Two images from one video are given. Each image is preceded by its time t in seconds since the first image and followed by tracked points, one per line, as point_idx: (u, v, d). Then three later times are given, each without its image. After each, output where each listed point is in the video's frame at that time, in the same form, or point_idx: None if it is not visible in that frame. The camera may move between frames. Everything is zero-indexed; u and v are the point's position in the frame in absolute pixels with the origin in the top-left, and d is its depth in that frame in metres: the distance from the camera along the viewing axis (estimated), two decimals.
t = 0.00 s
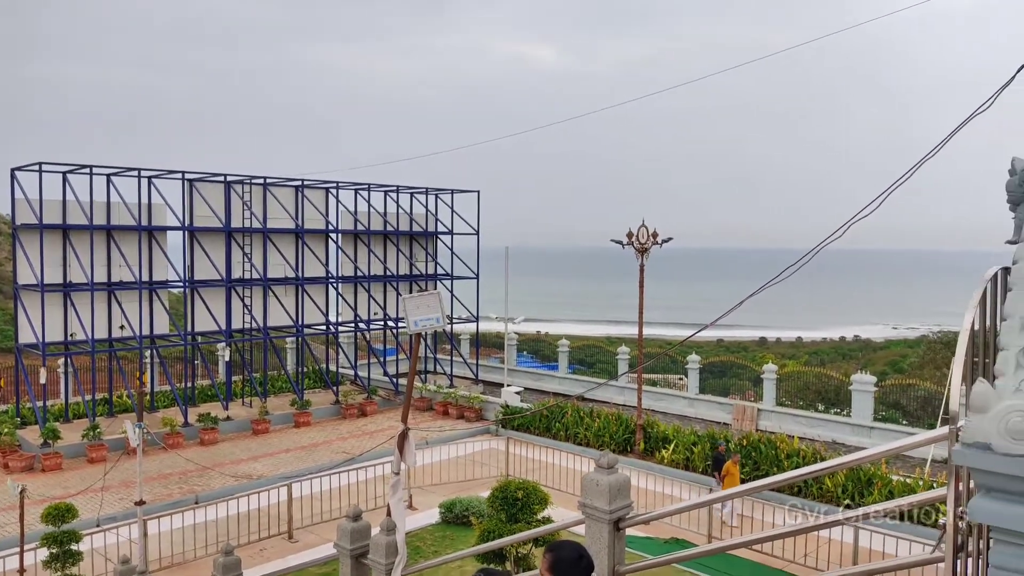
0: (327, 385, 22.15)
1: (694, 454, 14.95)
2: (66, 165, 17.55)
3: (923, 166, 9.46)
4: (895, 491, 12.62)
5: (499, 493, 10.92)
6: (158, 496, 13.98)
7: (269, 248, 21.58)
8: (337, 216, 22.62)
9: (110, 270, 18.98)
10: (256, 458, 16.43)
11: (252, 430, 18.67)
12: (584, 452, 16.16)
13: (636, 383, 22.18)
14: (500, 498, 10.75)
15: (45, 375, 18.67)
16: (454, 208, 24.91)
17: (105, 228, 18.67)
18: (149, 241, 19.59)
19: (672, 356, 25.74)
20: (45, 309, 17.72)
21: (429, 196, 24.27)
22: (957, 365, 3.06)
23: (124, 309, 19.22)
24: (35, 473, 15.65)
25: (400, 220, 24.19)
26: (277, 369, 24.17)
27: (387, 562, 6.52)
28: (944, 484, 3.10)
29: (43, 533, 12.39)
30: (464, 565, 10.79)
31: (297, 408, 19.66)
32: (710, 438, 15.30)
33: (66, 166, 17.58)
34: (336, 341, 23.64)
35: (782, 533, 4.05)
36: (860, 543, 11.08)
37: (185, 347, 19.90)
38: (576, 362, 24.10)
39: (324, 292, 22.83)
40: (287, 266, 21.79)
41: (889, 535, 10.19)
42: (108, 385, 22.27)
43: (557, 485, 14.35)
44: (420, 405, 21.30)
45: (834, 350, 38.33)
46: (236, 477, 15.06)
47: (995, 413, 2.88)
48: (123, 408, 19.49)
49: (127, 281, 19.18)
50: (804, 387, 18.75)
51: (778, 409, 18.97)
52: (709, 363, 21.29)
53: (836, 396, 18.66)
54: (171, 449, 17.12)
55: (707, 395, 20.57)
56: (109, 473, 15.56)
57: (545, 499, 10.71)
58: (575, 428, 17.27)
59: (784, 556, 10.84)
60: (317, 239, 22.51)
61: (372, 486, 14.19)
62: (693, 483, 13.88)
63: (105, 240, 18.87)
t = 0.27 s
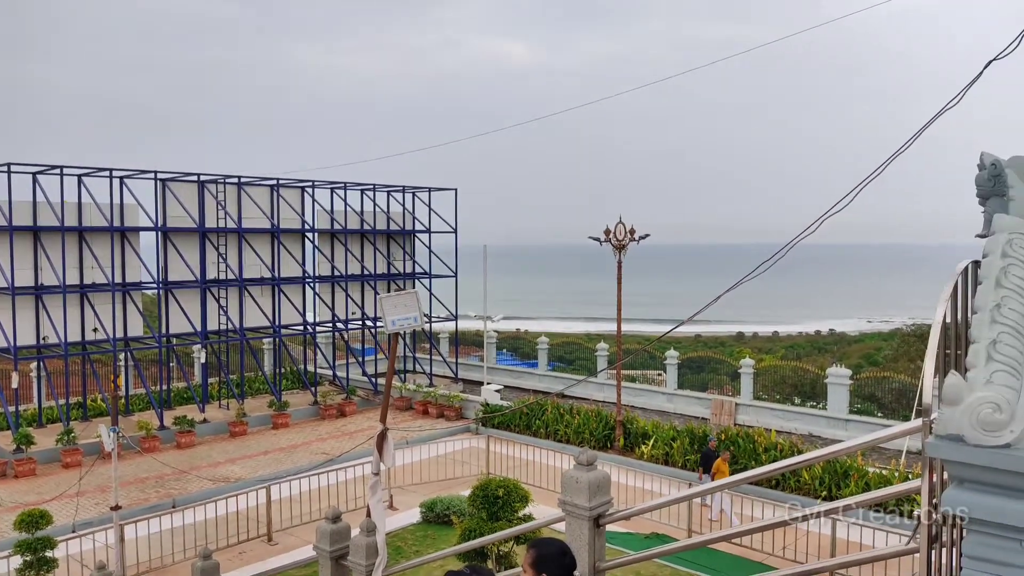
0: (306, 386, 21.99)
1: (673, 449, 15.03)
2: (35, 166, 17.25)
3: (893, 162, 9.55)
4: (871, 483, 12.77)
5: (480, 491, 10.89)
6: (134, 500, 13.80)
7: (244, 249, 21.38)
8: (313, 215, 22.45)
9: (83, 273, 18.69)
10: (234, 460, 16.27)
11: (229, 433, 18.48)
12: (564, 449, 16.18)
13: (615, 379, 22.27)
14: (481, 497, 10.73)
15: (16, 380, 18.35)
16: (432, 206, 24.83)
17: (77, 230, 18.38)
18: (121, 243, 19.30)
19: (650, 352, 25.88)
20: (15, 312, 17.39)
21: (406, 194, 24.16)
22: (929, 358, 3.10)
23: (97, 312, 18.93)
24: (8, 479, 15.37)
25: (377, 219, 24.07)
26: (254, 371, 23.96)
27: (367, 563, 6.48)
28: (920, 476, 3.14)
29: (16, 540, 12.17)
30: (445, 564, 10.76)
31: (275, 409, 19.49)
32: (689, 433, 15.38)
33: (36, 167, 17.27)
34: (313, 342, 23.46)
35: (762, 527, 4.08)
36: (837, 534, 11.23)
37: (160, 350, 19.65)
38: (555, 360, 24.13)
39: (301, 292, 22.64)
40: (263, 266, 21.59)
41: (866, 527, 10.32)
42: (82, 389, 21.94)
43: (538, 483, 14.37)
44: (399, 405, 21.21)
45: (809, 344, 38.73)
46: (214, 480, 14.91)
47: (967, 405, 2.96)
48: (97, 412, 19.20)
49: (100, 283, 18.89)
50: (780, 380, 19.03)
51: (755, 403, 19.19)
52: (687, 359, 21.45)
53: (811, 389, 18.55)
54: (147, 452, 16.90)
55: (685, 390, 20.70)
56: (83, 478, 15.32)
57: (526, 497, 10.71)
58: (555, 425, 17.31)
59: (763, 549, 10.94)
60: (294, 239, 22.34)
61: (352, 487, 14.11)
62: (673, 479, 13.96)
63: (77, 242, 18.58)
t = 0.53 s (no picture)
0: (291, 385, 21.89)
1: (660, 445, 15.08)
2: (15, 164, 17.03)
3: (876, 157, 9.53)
4: (855, 477, 12.88)
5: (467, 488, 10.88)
6: (118, 501, 13.68)
7: (228, 247, 21.24)
8: (298, 213, 22.33)
9: (65, 272, 18.49)
10: (219, 460, 16.16)
11: (214, 433, 18.35)
12: (550, 446, 16.21)
13: (601, 376, 22.34)
14: (468, 494, 10.72)
15: None
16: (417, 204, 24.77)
17: (59, 229, 18.18)
18: (103, 242, 19.10)
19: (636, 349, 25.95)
20: None
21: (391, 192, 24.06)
22: (911, 354, 3.12)
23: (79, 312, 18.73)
24: None
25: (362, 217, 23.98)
26: (239, 370, 23.81)
27: (354, 562, 6.45)
28: (903, 471, 3.16)
29: None
30: (432, 562, 10.73)
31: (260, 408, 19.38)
32: (675, 429, 15.45)
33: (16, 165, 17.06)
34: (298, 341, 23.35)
35: (747, 522, 4.10)
36: (821, 529, 11.34)
37: (143, 350, 19.47)
38: (542, 357, 24.15)
39: (286, 291, 22.51)
40: (248, 265, 21.45)
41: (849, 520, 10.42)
42: (64, 390, 21.72)
43: (525, 480, 14.39)
44: (386, 404, 21.15)
45: (794, 340, 38.98)
46: (199, 480, 14.80)
47: (949, 401, 2.97)
48: (80, 413, 19.02)
49: (82, 282, 18.70)
50: (765, 376, 19.11)
51: (740, 399, 19.29)
52: (673, 355, 21.53)
53: (796, 385, 18.83)
54: (131, 453, 16.75)
55: (671, 387, 20.80)
56: (66, 479, 15.17)
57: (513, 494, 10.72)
58: (542, 423, 17.33)
59: (748, 544, 11.02)
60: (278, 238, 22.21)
61: (338, 486, 14.05)
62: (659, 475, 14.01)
63: (58, 241, 18.38)
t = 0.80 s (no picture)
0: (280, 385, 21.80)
1: (649, 444, 15.11)
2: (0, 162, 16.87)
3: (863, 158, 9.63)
4: (843, 475, 12.96)
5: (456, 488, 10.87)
6: (106, 502, 13.58)
7: (216, 247, 21.12)
8: (286, 213, 22.23)
9: (51, 271, 18.34)
10: (207, 461, 16.08)
11: (202, 433, 18.25)
12: (540, 445, 16.21)
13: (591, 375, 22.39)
14: (457, 494, 10.71)
15: None
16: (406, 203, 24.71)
17: (45, 228, 18.03)
18: (90, 241, 18.96)
19: (625, 348, 25.99)
20: None
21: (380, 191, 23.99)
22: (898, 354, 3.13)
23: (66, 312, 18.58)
24: None
25: (351, 216, 23.91)
26: (227, 370, 23.69)
27: (343, 563, 6.43)
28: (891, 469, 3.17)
29: None
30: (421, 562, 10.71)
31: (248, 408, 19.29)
32: (664, 428, 15.48)
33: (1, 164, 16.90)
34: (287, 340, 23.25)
35: (735, 521, 4.10)
36: (809, 527, 11.40)
37: (130, 349, 19.34)
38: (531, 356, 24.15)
39: (274, 290, 22.42)
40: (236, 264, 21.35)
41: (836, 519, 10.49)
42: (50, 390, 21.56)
43: (514, 480, 14.39)
44: (375, 403, 21.10)
45: (782, 339, 39.13)
46: (187, 480, 14.71)
47: (936, 400, 2.97)
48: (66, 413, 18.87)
49: (69, 282, 18.56)
50: (754, 374, 19.16)
51: (728, 397, 19.35)
52: (661, 354, 21.58)
53: (784, 382, 18.85)
54: (118, 453, 16.64)
55: (660, 386, 20.85)
56: (53, 480, 15.05)
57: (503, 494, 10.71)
58: (531, 422, 17.34)
59: (737, 542, 11.08)
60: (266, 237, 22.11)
61: (327, 486, 13.99)
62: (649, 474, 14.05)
63: (45, 240, 18.24)
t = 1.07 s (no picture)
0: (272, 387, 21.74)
1: (642, 444, 15.14)
2: None
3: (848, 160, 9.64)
4: (835, 474, 13.01)
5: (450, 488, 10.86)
6: (97, 505, 13.52)
7: (207, 248, 21.05)
8: (277, 214, 22.16)
9: (40, 273, 18.24)
10: (199, 463, 16.02)
11: (194, 435, 18.18)
12: (533, 445, 16.22)
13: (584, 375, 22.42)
14: (451, 495, 10.70)
15: None
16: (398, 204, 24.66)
17: (34, 230, 17.93)
18: (79, 243, 18.86)
19: (617, 348, 26.01)
20: None
21: (372, 192, 23.95)
22: (888, 352, 3.15)
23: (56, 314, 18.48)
24: None
25: (343, 217, 23.86)
26: (218, 372, 23.60)
27: (336, 564, 6.42)
28: (882, 467, 3.19)
29: None
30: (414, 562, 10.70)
31: (240, 410, 19.23)
32: (657, 428, 15.51)
33: None
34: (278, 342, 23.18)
35: (728, 520, 4.12)
36: (803, 526, 11.44)
37: (121, 352, 19.26)
38: (524, 356, 24.15)
39: (266, 291, 22.35)
40: (227, 266, 21.27)
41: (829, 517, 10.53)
42: (41, 393, 21.44)
43: (508, 480, 14.39)
44: (368, 404, 21.07)
45: (774, 338, 39.25)
46: (178, 483, 14.65)
47: (926, 398, 2.99)
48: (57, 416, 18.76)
49: (59, 284, 18.46)
50: (746, 373, 19.33)
51: (721, 397, 19.38)
52: (654, 354, 21.61)
53: (776, 381, 19.24)
54: (109, 456, 16.56)
55: (653, 385, 20.89)
56: (43, 483, 14.96)
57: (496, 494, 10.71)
58: (524, 422, 17.34)
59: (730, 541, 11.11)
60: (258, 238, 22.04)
61: (319, 487, 13.96)
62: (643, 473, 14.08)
63: (34, 242, 18.14)
